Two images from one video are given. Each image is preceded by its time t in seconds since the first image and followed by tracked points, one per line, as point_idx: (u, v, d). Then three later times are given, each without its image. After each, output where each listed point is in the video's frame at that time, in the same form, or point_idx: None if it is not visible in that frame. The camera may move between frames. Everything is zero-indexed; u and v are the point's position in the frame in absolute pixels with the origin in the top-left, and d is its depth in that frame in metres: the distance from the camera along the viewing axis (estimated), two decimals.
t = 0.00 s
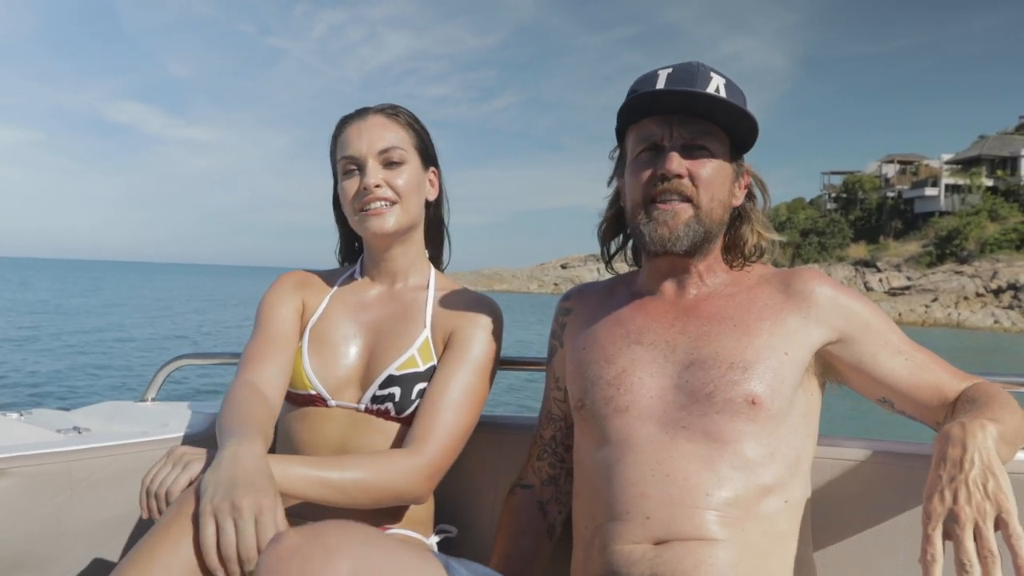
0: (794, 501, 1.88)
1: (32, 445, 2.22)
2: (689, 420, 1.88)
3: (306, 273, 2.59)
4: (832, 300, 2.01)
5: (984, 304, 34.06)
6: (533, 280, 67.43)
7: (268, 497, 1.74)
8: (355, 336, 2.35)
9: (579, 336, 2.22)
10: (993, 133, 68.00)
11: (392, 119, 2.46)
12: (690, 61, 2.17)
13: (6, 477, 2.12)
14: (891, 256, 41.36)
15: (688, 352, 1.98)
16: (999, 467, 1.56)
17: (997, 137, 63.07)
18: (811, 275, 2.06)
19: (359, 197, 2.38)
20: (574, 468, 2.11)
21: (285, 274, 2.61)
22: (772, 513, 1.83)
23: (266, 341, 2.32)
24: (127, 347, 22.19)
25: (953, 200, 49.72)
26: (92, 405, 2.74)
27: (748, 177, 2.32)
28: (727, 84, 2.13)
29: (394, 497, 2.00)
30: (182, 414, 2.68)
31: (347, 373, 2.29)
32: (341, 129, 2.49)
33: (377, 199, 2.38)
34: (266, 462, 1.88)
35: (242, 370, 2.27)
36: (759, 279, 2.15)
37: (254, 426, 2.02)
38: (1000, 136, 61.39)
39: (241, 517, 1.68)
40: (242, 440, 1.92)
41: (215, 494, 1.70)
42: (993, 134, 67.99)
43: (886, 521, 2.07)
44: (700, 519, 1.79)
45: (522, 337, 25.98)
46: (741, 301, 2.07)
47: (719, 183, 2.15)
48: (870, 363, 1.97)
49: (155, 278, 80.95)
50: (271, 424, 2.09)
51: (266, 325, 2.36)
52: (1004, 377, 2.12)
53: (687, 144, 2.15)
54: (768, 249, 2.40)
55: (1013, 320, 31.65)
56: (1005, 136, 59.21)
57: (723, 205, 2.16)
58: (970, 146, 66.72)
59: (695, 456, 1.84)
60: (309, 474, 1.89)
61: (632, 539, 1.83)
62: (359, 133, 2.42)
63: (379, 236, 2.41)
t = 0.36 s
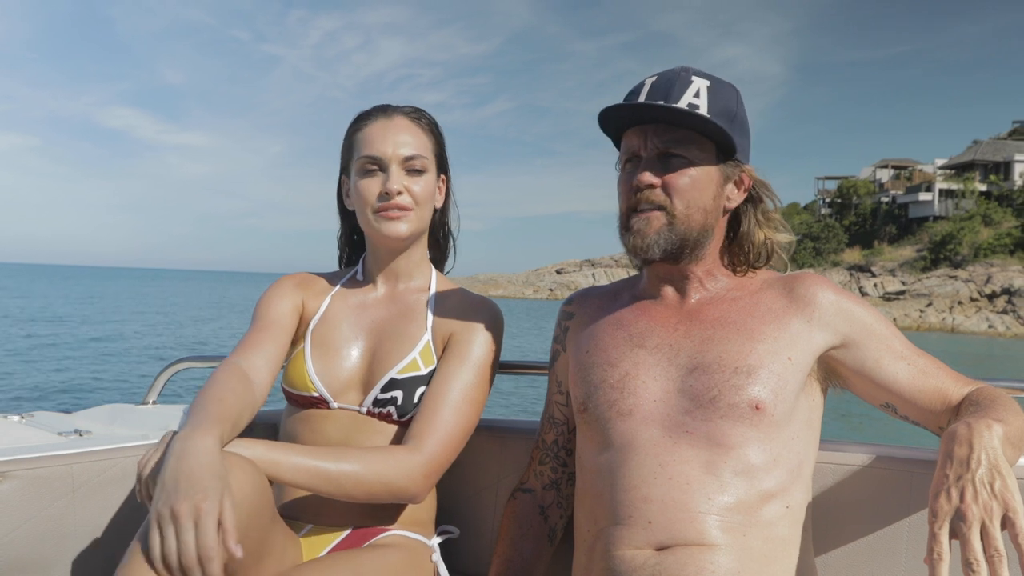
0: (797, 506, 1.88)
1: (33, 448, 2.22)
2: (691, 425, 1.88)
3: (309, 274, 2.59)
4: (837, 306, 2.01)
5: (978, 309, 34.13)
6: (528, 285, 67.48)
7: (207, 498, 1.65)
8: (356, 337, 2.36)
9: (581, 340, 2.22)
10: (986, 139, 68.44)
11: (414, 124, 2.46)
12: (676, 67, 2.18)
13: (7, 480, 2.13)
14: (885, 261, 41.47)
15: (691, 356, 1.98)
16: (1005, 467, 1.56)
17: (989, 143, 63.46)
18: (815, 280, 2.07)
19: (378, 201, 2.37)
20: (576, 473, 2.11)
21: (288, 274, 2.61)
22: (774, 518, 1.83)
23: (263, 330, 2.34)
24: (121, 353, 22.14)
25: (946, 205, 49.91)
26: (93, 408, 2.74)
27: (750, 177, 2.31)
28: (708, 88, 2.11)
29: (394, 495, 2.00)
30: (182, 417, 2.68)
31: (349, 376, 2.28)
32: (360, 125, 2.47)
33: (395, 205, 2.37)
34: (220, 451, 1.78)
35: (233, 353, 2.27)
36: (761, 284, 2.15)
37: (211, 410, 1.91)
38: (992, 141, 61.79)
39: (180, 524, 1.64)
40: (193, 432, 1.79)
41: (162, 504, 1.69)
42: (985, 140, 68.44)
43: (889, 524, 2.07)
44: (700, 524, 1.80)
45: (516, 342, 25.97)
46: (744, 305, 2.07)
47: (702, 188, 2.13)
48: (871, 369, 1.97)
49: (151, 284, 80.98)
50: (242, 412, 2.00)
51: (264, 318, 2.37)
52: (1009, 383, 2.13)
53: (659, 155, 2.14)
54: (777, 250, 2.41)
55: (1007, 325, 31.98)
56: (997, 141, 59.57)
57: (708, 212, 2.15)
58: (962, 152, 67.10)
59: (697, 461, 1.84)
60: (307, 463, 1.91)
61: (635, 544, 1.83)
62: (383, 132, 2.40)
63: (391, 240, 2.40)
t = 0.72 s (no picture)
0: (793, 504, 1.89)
1: (31, 445, 2.22)
2: (687, 423, 1.89)
3: (306, 273, 2.59)
4: (833, 304, 2.02)
5: (969, 309, 34.21)
6: (521, 285, 67.43)
7: (224, 504, 1.63)
8: (353, 336, 2.36)
9: (577, 338, 2.23)
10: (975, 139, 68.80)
11: (430, 131, 2.45)
12: (672, 66, 2.19)
13: (5, 476, 2.13)
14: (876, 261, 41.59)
15: (687, 354, 1.99)
16: (999, 462, 1.57)
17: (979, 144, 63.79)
18: (812, 279, 2.08)
19: (388, 206, 2.37)
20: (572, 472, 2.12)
21: (284, 273, 2.62)
22: (769, 516, 1.84)
23: (265, 334, 2.32)
24: (112, 353, 22.01)
25: (937, 205, 50.08)
26: (90, 405, 2.73)
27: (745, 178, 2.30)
28: (703, 89, 2.12)
29: (381, 491, 1.99)
30: (179, 414, 2.67)
31: (347, 374, 2.29)
32: (375, 122, 2.44)
33: (402, 212, 2.38)
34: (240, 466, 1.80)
35: (239, 363, 2.25)
36: (757, 283, 2.16)
37: (231, 426, 1.95)
38: (982, 141, 62.13)
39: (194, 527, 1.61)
40: (216, 447, 1.83)
41: (178, 504, 1.64)
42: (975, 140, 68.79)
43: (883, 522, 2.08)
44: (697, 521, 1.80)
45: (509, 342, 25.95)
46: (740, 304, 2.08)
47: (698, 188, 2.14)
48: (867, 367, 1.98)
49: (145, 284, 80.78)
50: (254, 422, 2.03)
51: (264, 319, 2.36)
52: (1004, 380, 2.15)
53: (653, 155, 2.14)
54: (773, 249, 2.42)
55: (998, 325, 32.14)
56: (987, 141, 59.88)
57: (703, 211, 2.16)
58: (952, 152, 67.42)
59: (692, 459, 1.85)
60: (294, 470, 1.90)
61: (631, 542, 1.84)
62: (400, 136, 2.39)
63: (390, 244, 2.41)
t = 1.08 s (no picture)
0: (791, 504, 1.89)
1: (27, 443, 2.21)
2: (685, 424, 1.89)
3: (306, 271, 2.58)
4: (832, 303, 2.02)
5: (959, 308, 34.21)
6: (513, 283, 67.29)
7: (265, 505, 1.71)
8: (356, 333, 2.35)
9: (575, 337, 2.23)
10: (966, 139, 69.00)
11: (430, 129, 2.44)
12: (680, 63, 2.17)
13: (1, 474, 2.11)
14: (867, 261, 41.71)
15: (685, 354, 1.99)
16: (1000, 460, 1.58)
17: (969, 144, 64.01)
18: (809, 277, 2.08)
19: (389, 205, 2.37)
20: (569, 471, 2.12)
21: (283, 272, 2.60)
22: (767, 516, 1.84)
23: (270, 334, 2.31)
24: (100, 352, 21.86)
25: (928, 205, 50.28)
26: (85, 403, 2.72)
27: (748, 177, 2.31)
28: (714, 88, 2.11)
29: (391, 491, 2.00)
30: (175, 412, 2.66)
31: (349, 371, 2.28)
32: (374, 120, 2.43)
33: (403, 212, 2.38)
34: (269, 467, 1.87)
35: (245, 364, 2.24)
36: (754, 282, 2.16)
37: (252, 423, 1.99)
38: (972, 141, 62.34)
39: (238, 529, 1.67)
40: (244, 444, 1.88)
41: (214, 508, 1.70)
42: (966, 139, 69.00)
43: (880, 521, 2.09)
44: (694, 521, 1.80)
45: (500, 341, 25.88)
46: (737, 303, 2.08)
47: (705, 187, 2.15)
48: (865, 366, 1.98)
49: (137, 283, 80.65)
50: (273, 422, 2.07)
51: (267, 319, 2.35)
52: (1000, 378, 2.16)
53: (662, 154, 2.14)
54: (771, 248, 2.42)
55: (987, 324, 32.10)
56: (978, 141, 60.10)
57: (710, 211, 2.16)
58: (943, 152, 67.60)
59: (690, 460, 1.85)
60: (313, 467, 1.93)
61: (628, 541, 1.84)
62: (400, 135, 2.38)
63: (390, 243, 2.41)
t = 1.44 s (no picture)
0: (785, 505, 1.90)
1: (20, 446, 2.20)
2: (679, 426, 1.89)
3: (304, 273, 2.58)
4: (826, 305, 2.04)
5: (949, 309, 34.34)
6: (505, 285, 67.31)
7: (247, 493, 1.71)
8: (353, 335, 2.35)
9: (570, 339, 2.24)
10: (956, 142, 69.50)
11: (423, 128, 2.44)
12: (681, 65, 2.18)
13: None
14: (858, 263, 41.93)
15: (679, 356, 1.99)
16: (994, 460, 1.58)
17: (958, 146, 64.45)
18: (803, 280, 2.09)
19: (378, 203, 2.37)
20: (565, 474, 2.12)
21: (282, 274, 2.60)
22: (761, 517, 1.85)
23: (266, 338, 2.31)
24: (92, 354, 21.80)
25: (918, 206, 50.51)
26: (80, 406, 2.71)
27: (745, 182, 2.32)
28: (715, 91, 2.12)
29: (388, 497, 2.01)
30: (171, 416, 2.65)
31: (346, 374, 2.28)
32: (368, 120, 2.44)
33: (393, 210, 2.38)
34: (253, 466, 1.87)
35: (242, 367, 2.24)
36: (750, 284, 2.17)
37: (242, 425, 1.99)
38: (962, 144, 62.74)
39: (218, 517, 1.67)
40: (225, 442, 1.89)
41: (198, 501, 1.71)
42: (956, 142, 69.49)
43: (874, 524, 2.10)
44: (688, 522, 1.81)
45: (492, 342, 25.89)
46: (732, 306, 2.09)
47: (703, 190, 2.16)
48: (859, 367, 2.00)
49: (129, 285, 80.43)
50: (262, 425, 2.07)
51: (264, 322, 2.35)
52: (993, 379, 2.18)
53: (662, 156, 2.15)
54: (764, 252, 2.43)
55: (977, 325, 32.22)
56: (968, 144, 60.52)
57: (708, 214, 2.18)
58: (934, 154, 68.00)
59: (684, 462, 1.86)
60: (307, 471, 1.93)
61: (622, 543, 1.85)
62: (391, 133, 2.38)
63: (383, 243, 2.41)
